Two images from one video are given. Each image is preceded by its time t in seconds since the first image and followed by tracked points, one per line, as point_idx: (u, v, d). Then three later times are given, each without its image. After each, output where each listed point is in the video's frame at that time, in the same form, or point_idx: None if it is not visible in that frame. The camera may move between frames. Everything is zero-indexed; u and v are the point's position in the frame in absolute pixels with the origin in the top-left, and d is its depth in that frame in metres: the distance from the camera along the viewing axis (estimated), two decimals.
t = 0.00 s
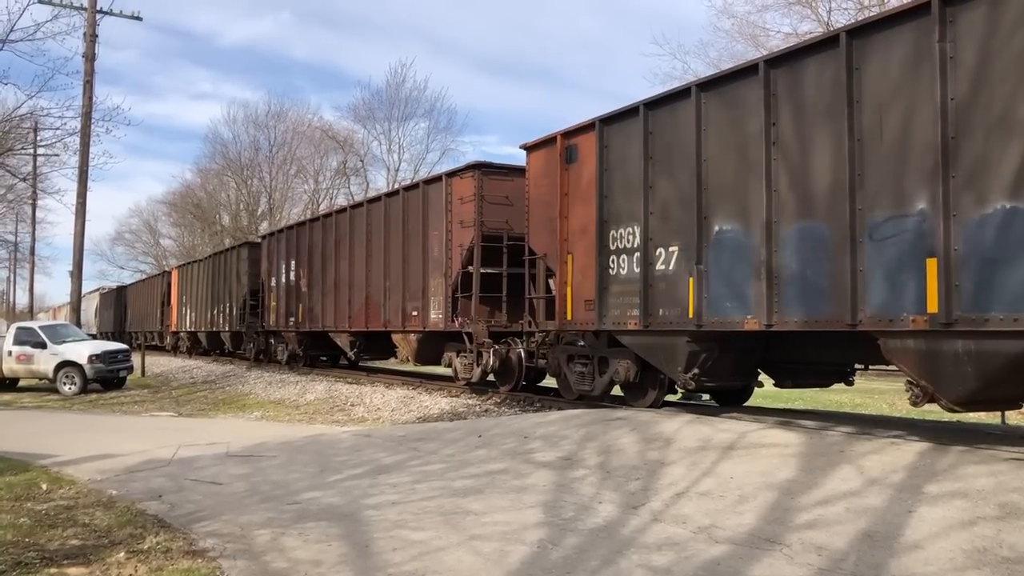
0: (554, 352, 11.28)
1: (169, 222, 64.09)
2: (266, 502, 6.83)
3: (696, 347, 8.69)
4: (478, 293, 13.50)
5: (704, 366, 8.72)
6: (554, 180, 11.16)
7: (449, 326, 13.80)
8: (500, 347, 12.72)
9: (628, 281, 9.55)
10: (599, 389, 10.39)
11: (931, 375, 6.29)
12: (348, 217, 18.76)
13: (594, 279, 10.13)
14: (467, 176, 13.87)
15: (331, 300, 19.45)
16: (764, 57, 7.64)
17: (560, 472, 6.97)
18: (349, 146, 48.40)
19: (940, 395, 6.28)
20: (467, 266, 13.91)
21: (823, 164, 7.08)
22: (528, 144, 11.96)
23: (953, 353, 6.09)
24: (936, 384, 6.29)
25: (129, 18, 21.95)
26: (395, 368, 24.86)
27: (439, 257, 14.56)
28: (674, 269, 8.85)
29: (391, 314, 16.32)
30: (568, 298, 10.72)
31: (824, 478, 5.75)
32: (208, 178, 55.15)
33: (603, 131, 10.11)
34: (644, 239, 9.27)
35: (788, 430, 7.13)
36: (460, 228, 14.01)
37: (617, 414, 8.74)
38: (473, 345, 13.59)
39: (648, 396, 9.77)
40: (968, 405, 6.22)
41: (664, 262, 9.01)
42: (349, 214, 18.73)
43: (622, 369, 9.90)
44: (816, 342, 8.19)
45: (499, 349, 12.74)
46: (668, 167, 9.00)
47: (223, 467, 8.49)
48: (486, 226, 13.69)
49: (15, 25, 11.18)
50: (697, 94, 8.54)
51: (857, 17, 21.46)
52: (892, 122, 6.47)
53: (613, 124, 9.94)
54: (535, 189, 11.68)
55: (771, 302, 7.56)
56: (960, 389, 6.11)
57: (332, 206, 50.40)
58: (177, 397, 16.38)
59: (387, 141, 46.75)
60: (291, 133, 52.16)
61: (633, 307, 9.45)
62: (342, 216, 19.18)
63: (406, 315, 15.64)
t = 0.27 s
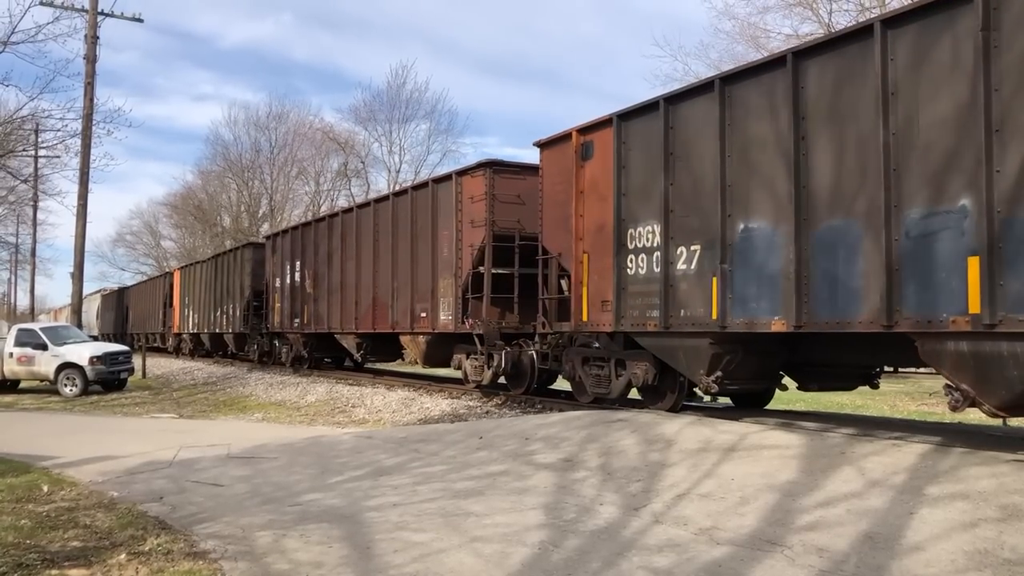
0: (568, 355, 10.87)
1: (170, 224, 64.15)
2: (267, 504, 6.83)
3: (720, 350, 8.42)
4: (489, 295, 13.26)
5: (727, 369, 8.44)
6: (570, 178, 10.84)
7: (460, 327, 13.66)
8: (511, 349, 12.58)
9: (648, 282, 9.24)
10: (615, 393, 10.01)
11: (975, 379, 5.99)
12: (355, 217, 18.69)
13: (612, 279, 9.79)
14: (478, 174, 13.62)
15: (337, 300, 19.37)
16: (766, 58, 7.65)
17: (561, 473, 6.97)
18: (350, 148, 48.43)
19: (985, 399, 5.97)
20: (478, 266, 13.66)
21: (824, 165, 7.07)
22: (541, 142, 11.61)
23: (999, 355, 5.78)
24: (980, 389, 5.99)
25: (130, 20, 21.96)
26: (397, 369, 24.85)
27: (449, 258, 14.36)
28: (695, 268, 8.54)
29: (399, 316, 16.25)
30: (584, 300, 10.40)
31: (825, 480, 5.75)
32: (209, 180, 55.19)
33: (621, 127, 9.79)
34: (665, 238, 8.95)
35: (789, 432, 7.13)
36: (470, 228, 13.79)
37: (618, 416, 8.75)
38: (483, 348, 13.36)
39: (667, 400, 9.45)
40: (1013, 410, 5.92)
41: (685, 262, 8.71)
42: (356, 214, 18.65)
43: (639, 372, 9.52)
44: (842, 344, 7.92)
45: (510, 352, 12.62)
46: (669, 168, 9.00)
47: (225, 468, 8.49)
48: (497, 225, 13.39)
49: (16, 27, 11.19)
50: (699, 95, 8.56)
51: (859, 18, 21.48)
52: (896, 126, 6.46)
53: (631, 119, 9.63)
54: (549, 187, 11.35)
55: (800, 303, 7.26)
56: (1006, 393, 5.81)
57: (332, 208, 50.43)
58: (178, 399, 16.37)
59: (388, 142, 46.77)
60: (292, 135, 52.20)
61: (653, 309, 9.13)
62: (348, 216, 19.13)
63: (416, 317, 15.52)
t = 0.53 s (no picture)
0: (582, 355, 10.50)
1: (170, 225, 64.16)
2: (267, 505, 6.82)
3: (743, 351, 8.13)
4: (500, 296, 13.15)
5: (749, 370, 8.16)
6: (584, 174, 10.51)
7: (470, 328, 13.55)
8: (522, 351, 12.50)
9: (667, 281, 8.95)
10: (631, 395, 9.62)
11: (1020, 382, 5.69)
12: (360, 216, 18.63)
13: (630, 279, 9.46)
14: (489, 172, 13.47)
15: (343, 300, 19.29)
16: (765, 60, 7.66)
17: (561, 474, 6.97)
18: (349, 149, 48.42)
19: None
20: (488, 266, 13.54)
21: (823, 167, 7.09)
22: (556, 138, 11.34)
23: None
24: None
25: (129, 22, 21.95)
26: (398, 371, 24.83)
27: (459, 257, 14.22)
28: (717, 266, 8.25)
29: (407, 317, 16.18)
30: (600, 300, 10.08)
31: (825, 480, 5.75)
32: (209, 181, 55.19)
33: (638, 122, 9.51)
34: (685, 237, 8.66)
35: (789, 433, 7.12)
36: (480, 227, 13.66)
37: (618, 416, 8.75)
38: (493, 349, 13.25)
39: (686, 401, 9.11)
40: None
41: (707, 261, 8.41)
42: (362, 214, 18.58)
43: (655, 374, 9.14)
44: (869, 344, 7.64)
45: (521, 354, 12.54)
46: (668, 170, 9.02)
47: (224, 470, 8.49)
48: (508, 223, 13.25)
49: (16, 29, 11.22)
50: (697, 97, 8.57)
51: (859, 19, 21.48)
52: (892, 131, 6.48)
53: (649, 114, 9.33)
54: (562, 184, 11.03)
55: (830, 303, 6.98)
56: None
57: (332, 209, 50.43)
58: (178, 400, 16.37)
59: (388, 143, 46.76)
60: (292, 136, 52.21)
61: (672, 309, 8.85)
62: (353, 215, 19.09)
63: (425, 318, 15.41)
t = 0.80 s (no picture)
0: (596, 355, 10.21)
1: (169, 226, 64.15)
2: (266, 506, 6.82)
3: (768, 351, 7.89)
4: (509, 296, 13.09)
5: (774, 371, 7.92)
6: (598, 170, 10.21)
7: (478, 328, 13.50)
8: (533, 354, 12.42)
9: (687, 280, 8.66)
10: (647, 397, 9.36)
11: None
12: (365, 215, 18.60)
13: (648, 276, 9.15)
14: (499, 169, 13.42)
15: (348, 300, 19.24)
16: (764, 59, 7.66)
17: (561, 474, 6.97)
18: (349, 149, 48.41)
19: None
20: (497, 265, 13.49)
21: (823, 165, 7.09)
22: (568, 134, 11.03)
23: None
24: None
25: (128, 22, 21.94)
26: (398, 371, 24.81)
27: (468, 256, 14.16)
28: (740, 264, 7.97)
29: (413, 317, 16.15)
30: (615, 299, 9.76)
31: (824, 480, 5.75)
32: (208, 182, 55.18)
33: (655, 115, 9.19)
34: (706, 234, 8.37)
35: (789, 433, 7.12)
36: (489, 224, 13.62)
37: (617, 416, 8.76)
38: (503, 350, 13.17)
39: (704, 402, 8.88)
40: None
41: (729, 258, 8.12)
42: (367, 212, 18.52)
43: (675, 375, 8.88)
44: (893, 343, 7.38)
45: (532, 354, 12.45)
46: (684, 165, 8.77)
47: (224, 470, 8.48)
48: (519, 221, 13.22)
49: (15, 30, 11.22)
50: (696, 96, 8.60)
51: (858, 19, 21.50)
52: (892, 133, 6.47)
53: (667, 107, 9.05)
54: (576, 180, 10.72)
55: (861, 301, 6.69)
56: None
57: (331, 209, 50.43)
58: (178, 401, 16.35)
59: (388, 144, 46.75)
60: (291, 136, 52.20)
61: (692, 308, 8.57)
62: (358, 214, 19.05)
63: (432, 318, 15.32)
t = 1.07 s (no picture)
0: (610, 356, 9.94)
1: (168, 226, 64.12)
2: (266, 506, 6.81)
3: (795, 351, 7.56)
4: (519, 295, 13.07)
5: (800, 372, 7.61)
6: (613, 165, 9.94)
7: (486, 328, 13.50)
8: (544, 354, 12.44)
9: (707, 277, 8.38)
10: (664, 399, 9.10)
11: None
12: (370, 213, 18.52)
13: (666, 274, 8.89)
14: (510, 165, 13.30)
15: (353, 299, 19.20)
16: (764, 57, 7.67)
17: (560, 474, 6.97)
18: (347, 149, 48.40)
19: None
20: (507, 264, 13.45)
21: (823, 163, 7.10)
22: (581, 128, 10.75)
23: None
24: None
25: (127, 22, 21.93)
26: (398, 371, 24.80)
27: (476, 254, 14.10)
28: (764, 261, 7.68)
29: (421, 316, 16.12)
30: (631, 297, 9.49)
31: (824, 479, 5.75)
32: (207, 182, 55.16)
33: (673, 107, 8.92)
34: (728, 230, 8.08)
35: (789, 432, 7.12)
36: (498, 222, 13.55)
37: (617, 416, 8.75)
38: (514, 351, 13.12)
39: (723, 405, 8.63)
40: None
41: (752, 254, 7.83)
42: (373, 209, 18.43)
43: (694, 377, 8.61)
44: (922, 342, 7.01)
45: (543, 354, 12.48)
46: (701, 160, 8.54)
47: (223, 470, 8.47)
48: (529, 218, 13.15)
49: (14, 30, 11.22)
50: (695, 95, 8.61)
51: (857, 17, 21.50)
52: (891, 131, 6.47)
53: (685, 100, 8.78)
54: (591, 176, 10.44)
55: (893, 298, 6.38)
56: None
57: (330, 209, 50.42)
58: (177, 401, 16.33)
59: (387, 143, 46.74)
60: (290, 136, 52.17)
61: (712, 307, 8.30)
62: (363, 211, 18.97)
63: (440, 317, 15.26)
